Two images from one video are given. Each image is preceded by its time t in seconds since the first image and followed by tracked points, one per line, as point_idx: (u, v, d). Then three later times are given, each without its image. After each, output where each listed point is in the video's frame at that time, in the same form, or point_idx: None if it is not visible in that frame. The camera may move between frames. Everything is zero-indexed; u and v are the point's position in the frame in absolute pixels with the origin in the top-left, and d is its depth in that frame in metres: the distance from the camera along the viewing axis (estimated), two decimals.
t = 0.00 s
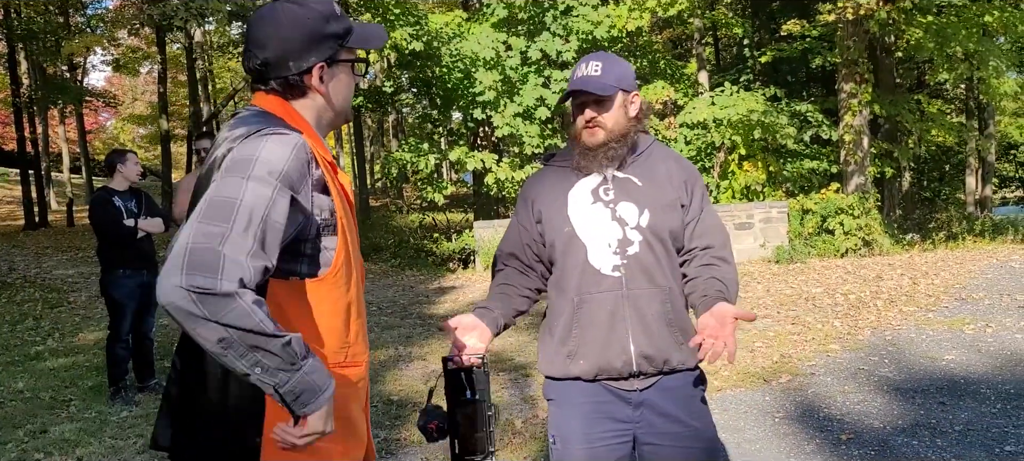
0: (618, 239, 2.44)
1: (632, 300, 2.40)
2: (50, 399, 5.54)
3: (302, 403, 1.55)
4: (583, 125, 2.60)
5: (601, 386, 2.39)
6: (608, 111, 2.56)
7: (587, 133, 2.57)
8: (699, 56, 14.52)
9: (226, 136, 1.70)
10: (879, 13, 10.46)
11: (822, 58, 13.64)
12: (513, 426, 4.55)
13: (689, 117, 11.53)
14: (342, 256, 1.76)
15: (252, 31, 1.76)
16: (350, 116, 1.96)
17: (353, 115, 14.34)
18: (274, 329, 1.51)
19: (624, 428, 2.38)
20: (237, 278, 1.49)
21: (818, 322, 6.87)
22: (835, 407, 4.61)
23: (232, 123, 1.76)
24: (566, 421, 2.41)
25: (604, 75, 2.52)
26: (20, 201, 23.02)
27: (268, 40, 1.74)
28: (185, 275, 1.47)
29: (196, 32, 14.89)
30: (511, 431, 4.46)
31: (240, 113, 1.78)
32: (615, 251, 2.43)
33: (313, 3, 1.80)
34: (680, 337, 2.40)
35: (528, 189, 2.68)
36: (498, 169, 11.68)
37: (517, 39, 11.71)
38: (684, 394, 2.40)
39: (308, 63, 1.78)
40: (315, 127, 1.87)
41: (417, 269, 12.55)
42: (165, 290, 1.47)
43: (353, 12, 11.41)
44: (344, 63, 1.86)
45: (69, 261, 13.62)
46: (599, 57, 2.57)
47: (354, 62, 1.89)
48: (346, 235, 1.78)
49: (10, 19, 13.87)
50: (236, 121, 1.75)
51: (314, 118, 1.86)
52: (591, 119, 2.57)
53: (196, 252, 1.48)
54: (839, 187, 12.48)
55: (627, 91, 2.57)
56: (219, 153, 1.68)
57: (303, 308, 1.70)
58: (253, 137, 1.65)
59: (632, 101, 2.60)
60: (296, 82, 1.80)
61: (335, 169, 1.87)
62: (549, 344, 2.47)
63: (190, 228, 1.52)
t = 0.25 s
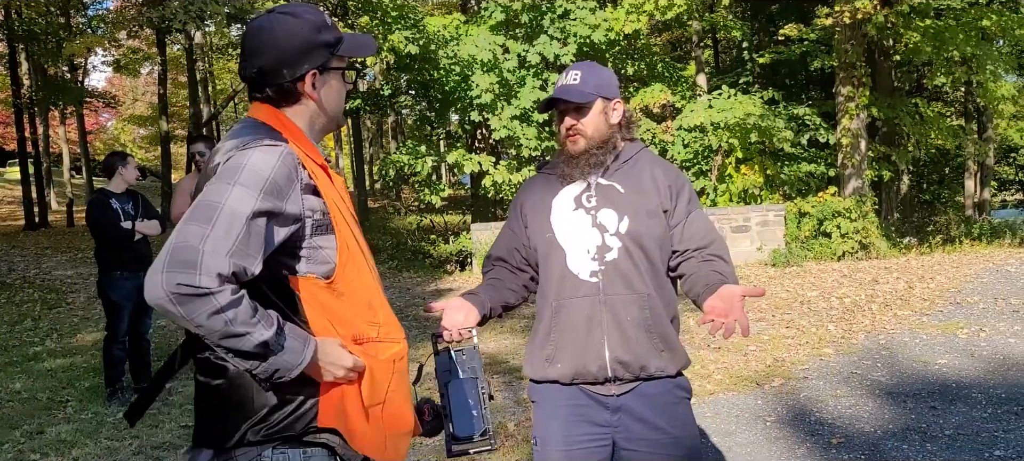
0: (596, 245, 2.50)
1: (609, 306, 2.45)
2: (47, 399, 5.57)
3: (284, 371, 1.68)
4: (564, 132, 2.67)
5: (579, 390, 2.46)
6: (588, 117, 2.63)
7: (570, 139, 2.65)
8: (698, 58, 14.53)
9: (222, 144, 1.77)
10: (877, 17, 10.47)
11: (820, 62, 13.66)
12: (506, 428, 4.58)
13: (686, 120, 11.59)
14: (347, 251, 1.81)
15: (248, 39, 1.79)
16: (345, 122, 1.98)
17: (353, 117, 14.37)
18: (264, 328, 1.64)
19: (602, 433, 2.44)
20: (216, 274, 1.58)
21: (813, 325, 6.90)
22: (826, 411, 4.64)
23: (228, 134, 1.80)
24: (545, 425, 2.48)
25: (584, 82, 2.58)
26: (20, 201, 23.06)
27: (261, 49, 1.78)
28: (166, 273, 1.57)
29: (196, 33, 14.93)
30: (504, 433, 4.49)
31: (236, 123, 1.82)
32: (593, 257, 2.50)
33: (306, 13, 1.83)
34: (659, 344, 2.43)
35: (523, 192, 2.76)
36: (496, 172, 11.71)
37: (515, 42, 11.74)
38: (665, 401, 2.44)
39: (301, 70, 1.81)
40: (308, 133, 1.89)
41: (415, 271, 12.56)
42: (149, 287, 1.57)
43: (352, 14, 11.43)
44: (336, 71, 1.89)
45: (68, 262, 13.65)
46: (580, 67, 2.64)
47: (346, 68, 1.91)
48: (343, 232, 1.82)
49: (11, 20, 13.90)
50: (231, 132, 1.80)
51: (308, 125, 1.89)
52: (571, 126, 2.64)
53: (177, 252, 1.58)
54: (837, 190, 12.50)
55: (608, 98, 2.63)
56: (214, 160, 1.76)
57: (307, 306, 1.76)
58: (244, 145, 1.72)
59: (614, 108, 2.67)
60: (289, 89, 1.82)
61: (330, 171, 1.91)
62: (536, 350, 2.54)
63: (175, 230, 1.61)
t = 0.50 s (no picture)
0: (598, 247, 2.48)
1: (610, 307, 2.44)
2: (46, 397, 5.58)
3: (303, 352, 1.70)
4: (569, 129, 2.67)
5: (578, 390, 2.44)
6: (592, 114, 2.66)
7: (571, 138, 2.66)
8: (699, 60, 14.54)
9: (215, 147, 1.78)
10: (877, 19, 10.48)
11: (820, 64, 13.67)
12: (503, 428, 4.58)
13: (686, 121, 11.63)
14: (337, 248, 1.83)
15: (244, 37, 1.79)
16: (337, 122, 1.99)
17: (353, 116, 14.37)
18: (268, 320, 1.65)
19: (600, 433, 2.43)
20: (209, 278, 1.59)
21: (811, 327, 6.90)
22: (823, 413, 4.64)
23: (222, 139, 1.81)
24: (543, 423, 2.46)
25: (590, 79, 2.60)
26: (21, 199, 23.07)
27: (254, 51, 1.78)
28: (162, 283, 1.60)
29: (198, 32, 14.95)
30: (500, 433, 4.50)
31: (230, 126, 1.83)
32: (595, 258, 2.47)
33: (300, 15, 1.84)
34: (658, 344, 2.44)
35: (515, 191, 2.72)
36: (496, 172, 11.72)
37: (516, 43, 11.76)
38: (664, 398, 2.44)
39: (297, 71, 1.82)
40: (302, 134, 1.91)
41: (415, 270, 12.59)
42: (150, 301, 1.60)
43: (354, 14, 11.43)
44: (330, 72, 1.90)
45: (69, 260, 13.65)
46: (585, 62, 2.65)
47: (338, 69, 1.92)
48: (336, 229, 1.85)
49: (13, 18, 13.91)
50: (225, 136, 1.81)
51: (302, 125, 1.89)
52: (577, 123, 2.66)
53: (171, 262, 1.60)
54: (836, 192, 12.51)
55: (611, 97, 2.66)
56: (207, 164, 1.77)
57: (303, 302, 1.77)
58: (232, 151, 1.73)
59: (614, 107, 2.69)
60: (284, 89, 1.83)
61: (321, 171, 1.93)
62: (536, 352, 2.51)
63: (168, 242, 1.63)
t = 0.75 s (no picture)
0: (652, 250, 2.48)
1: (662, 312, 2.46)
2: (46, 395, 5.58)
3: (311, 335, 1.68)
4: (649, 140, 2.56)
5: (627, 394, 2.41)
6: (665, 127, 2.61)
7: (648, 149, 2.56)
8: (701, 62, 14.54)
9: (215, 146, 1.78)
10: (880, 22, 10.47)
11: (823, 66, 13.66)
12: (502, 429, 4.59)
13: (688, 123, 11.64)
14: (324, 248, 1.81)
15: (239, 36, 1.79)
16: (336, 122, 1.99)
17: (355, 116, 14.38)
18: (276, 305, 1.63)
19: (644, 432, 2.42)
20: (222, 274, 1.58)
21: (811, 330, 6.90)
22: (823, 415, 4.64)
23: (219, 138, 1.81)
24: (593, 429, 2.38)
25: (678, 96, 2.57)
26: (23, 197, 23.11)
27: (253, 51, 1.78)
28: (174, 285, 1.59)
29: (201, 32, 14.97)
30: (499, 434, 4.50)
31: (227, 127, 1.83)
32: (651, 261, 2.46)
33: (296, 13, 1.84)
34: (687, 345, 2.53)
35: (538, 194, 2.53)
36: (497, 173, 11.73)
37: (518, 44, 11.76)
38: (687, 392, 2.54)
39: (290, 69, 1.81)
40: (299, 132, 1.90)
41: (416, 271, 12.59)
42: (160, 303, 1.60)
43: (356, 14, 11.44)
44: (325, 69, 1.89)
45: (70, 259, 13.67)
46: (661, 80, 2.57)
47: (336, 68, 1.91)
48: (330, 230, 1.84)
49: (15, 17, 13.94)
50: (223, 134, 1.81)
51: (297, 123, 1.89)
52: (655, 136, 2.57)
53: (180, 261, 1.59)
54: (838, 195, 12.50)
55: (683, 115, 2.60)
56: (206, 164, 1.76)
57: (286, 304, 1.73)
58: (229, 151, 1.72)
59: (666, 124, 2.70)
60: (278, 88, 1.83)
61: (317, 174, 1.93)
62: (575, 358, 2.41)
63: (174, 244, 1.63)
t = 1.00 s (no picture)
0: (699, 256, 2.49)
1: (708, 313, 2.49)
2: (47, 395, 5.58)
3: (318, 377, 1.66)
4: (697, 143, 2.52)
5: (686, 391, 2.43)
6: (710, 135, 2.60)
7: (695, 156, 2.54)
8: (703, 62, 14.51)
9: (212, 151, 1.71)
10: (881, 22, 10.45)
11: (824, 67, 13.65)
12: (502, 430, 4.58)
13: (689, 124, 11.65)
14: (317, 258, 1.73)
15: (239, 36, 1.78)
16: (337, 122, 1.96)
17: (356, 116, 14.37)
18: (288, 353, 1.58)
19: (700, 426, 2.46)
20: (246, 304, 1.54)
21: (812, 331, 6.89)
22: (823, 416, 4.63)
23: (217, 137, 1.78)
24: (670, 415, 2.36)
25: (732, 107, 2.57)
26: (25, 197, 23.12)
27: (251, 51, 1.76)
28: (201, 315, 1.54)
29: (202, 31, 14.97)
30: (499, 435, 4.49)
31: (224, 128, 1.79)
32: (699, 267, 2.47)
33: (294, 13, 1.80)
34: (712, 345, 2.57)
35: (584, 191, 2.38)
36: (498, 173, 11.72)
37: (520, 44, 11.76)
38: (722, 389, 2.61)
39: (287, 70, 1.78)
40: (298, 134, 1.86)
41: (417, 271, 12.59)
42: (186, 333, 1.55)
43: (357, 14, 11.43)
44: (324, 72, 1.85)
45: (70, 259, 13.67)
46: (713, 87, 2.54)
47: (337, 69, 1.87)
48: (326, 234, 1.77)
49: (17, 16, 13.94)
50: (222, 134, 1.78)
51: (296, 125, 1.86)
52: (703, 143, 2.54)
53: (202, 289, 1.55)
54: (839, 196, 12.48)
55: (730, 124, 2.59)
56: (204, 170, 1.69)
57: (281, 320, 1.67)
58: (226, 159, 1.64)
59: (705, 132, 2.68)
60: (274, 89, 1.80)
61: (316, 179, 1.89)
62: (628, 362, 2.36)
63: (189, 265, 1.57)
